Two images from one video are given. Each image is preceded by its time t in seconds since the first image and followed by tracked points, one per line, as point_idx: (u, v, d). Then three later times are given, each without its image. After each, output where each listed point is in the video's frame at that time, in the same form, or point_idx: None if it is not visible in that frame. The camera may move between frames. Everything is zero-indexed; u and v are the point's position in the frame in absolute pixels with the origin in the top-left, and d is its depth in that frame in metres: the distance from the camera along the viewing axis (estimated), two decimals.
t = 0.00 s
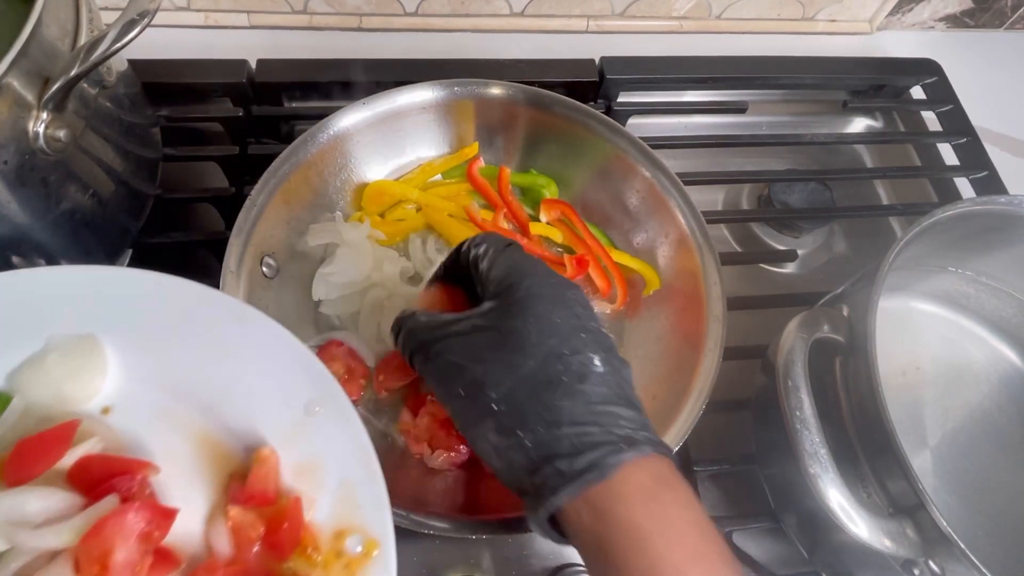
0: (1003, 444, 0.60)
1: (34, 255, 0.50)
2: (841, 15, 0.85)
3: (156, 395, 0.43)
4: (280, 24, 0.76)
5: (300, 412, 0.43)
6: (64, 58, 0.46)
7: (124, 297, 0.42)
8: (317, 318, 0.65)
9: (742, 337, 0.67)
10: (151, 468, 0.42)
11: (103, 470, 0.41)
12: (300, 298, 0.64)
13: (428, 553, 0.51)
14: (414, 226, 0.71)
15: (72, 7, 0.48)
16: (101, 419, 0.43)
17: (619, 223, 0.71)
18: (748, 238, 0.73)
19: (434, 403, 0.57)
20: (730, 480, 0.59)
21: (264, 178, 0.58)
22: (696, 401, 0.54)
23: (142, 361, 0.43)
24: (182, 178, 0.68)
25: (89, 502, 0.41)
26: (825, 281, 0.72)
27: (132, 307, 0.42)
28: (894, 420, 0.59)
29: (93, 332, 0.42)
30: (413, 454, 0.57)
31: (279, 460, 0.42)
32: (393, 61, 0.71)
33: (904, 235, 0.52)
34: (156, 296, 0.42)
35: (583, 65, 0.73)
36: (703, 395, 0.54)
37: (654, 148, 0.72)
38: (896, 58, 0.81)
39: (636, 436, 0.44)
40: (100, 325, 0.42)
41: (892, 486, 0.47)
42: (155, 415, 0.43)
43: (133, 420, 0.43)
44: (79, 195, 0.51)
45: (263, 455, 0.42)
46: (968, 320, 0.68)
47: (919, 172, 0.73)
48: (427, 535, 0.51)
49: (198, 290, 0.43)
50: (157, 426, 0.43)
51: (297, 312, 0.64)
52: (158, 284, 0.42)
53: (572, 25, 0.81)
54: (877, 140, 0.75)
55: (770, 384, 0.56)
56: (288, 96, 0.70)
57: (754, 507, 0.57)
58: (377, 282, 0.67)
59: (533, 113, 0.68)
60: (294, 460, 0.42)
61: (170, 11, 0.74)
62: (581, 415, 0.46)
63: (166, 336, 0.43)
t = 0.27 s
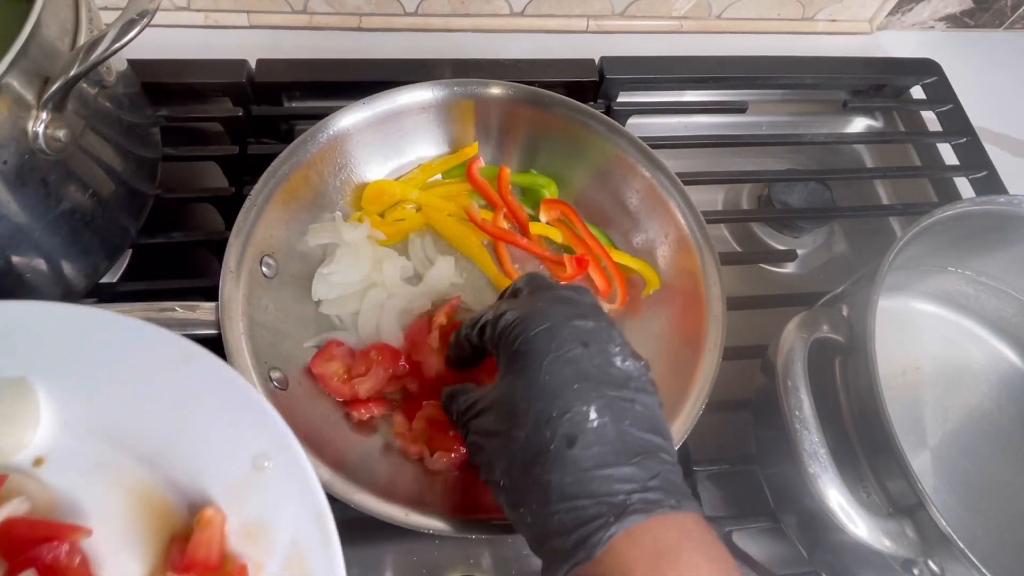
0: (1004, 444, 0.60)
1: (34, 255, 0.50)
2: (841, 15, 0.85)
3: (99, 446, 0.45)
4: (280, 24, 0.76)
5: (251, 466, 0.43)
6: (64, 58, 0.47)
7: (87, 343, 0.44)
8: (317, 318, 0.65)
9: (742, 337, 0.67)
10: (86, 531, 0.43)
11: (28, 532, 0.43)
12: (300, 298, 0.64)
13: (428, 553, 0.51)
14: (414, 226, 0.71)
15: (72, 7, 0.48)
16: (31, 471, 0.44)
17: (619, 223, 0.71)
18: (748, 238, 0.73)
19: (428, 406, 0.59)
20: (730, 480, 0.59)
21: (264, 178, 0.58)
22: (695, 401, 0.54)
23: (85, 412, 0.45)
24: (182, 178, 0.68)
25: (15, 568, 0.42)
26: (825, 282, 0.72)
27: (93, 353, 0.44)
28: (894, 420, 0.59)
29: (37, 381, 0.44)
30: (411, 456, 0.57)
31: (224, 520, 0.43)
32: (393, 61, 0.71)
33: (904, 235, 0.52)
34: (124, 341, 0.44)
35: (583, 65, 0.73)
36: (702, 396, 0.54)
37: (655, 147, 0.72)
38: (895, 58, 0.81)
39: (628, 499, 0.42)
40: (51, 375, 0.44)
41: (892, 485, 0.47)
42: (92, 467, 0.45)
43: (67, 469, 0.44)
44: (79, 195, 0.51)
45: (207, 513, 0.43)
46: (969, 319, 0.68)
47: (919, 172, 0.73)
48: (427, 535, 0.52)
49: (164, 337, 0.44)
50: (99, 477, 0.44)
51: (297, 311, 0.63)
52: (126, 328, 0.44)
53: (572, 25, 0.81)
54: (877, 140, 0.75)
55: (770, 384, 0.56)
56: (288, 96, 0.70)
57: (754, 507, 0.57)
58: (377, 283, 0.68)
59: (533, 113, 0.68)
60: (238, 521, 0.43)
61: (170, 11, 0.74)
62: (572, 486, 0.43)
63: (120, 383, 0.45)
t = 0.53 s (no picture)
0: (1004, 444, 0.60)
1: (34, 255, 0.50)
2: (841, 15, 0.85)
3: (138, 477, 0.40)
4: (279, 24, 0.76)
5: (285, 510, 0.37)
6: (64, 57, 0.46)
7: (103, 358, 0.39)
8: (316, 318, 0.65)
9: (742, 337, 0.67)
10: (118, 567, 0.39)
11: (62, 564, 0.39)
12: (300, 297, 0.64)
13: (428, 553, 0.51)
14: (414, 226, 0.72)
15: (72, 7, 0.48)
16: (66, 496, 0.40)
17: (619, 223, 0.71)
18: (748, 238, 0.73)
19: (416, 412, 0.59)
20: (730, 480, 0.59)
21: (264, 178, 0.58)
22: (695, 401, 0.54)
23: (124, 434, 0.40)
24: (182, 178, 0.68)
25: None
26: (825, 282, 0.72)
27: (109, 371, 0.39)
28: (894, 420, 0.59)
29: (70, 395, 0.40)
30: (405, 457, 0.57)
31: (261, 565, 0.37)
32: (393, 61, 0.71)
33: (904, 235, 0.52)
34: (142, 359, 0.39)
35: (583, 65, 0.73)
36: (702, 396, 0.54)
37: (655, 148, 0.72)
38: (896, 58, 0.81)
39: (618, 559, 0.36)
40: (76, 388, 0.39)
41: (892, 485, 0.47)
42: (130, 495, 0.40)
43: (101, 499, 0.40)
44: (79, 195, 0.51)
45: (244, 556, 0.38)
46: (969, 320, 0.68)
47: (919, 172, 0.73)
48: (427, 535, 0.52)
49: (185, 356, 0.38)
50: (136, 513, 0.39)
51: (296, 311, 0.63)
52: (146, 345, 0.39)
53: (572, 25, 0.81)
54: (877, 140, 0.75)
55: (770, 384, 0.56)
56: (288, 96, 0.70)
57: (754, 507, 0.57)
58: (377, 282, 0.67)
59: (533, 114, 0.68)
60: (274, 568, 0.37)
61: (170, 11, 0.74)
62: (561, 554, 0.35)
63: (143, 406, 0.39)
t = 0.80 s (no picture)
0: (1004, 444, 0.60)
1: (34, 254, 0.50)
2: (841, 15, 0.85)
3: (223, 497, 0.40)
4: (279, 24, 0.76)
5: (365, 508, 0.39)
6: (64, 57, 0.47)
7: (195, 374, 0.41)
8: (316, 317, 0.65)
9: (743, 337, 0.67)
10: None
11: None
12: (300, 297, 0.64)
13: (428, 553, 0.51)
14: (414, 226, 0.72)
15: (72, 7, 0.48)
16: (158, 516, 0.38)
17: (619, 223, 0.71)
18: (748, 238, 0.73)
19: (416, 412, 0.59)
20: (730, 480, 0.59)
21: (264, 178, 0.58)
22: (695, 401, 0.54)
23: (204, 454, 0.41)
24: (182, 178, 0.68)
25: None
26: (825, 281, 0.72)
27: (191, 383, 0.40)
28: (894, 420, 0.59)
29: (164, 414, 0.40)
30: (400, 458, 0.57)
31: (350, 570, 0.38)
32: (393, 61, 0.71)
33: (904, 235, 0.52)
34: (235, 378, 0.41)
35: (583, 65, 0.73)
36: (702, 397, 0.54)
37: (654, 148, 0.72)
38: (896, 58, 0.81)
39: None
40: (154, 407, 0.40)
41: (892, 485, 0.47)
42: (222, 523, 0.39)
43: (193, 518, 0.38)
44: (79, 195, 0.51)
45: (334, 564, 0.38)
46: (969, 320, 0.68)
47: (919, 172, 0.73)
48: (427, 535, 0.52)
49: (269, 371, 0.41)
50: (225, 537, 0.38)
51: (296, 311, 0.63)
52: (238, 362, 0.41)
53: (572, 25, 0.81)
54: (877, 140, 0.75)
55: (770, 383, 0.56)
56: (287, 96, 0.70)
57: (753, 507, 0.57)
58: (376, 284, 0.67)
59: (533, 114, 0.68)
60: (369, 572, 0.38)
61: (171, 11, 0.74)
62: None
63: (234, 424, 0.41)
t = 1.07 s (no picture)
0: (1004, 444, 0.60)
1: (34, 254, 0.50)
2: (841, 15, 0.85)
3: (255, 522, 0.44)
4: (279, 24, 0.76)
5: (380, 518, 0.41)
6: (64, 57, 0.46)
7: (218, 405, 0.43)
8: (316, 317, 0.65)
9: (743, 338, 0.67)
10: None
11: None
12: (300, 297, 0.64)
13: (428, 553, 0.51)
14: (414, 226, 0.71)
15: (72, 6, 0.48)
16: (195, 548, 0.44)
17: (619, 223, 0.71)
18: (748, 238, 0.73)
19: (416, 412, 0.59)
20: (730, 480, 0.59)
21: (264, 178, 0.58)
22: (695, 401, 0.54)
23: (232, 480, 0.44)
24: (182, 178, 0.68)
25: None
26: (825, 281, 0.72)
27: (210, 413, 0.43)
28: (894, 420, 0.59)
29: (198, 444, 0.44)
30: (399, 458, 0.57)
31: None
32: (393, 61, 0.71)
33: (904, 235, 0.52)
34: (244, 398, 0.42)
35: (583, 64, 0.73)
36: (702, 398, 0.54)
37: (655, 147, 0.72)
38: (896, 58, 0.81)
39: None
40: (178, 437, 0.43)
41: (892, 486, 0.47)
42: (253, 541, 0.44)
43: (226, 547, 0.44)
44: (79, 195, 0.51)
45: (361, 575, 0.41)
46: (969, 320, 0.68)
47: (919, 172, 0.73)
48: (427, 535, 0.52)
49: (288, 397, 0.42)
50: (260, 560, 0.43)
51: (296, 311, 0.63)
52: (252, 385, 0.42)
53: (572, 25, 0.81)
54: (877, 140, 0.75)
55: (770, 384, 0.56)
56: (287, 96, 0.70)
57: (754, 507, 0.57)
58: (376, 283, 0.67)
59: (533, 113, 0.68)
60: None
61: (170, 11, 0.74)
62: None
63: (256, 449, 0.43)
